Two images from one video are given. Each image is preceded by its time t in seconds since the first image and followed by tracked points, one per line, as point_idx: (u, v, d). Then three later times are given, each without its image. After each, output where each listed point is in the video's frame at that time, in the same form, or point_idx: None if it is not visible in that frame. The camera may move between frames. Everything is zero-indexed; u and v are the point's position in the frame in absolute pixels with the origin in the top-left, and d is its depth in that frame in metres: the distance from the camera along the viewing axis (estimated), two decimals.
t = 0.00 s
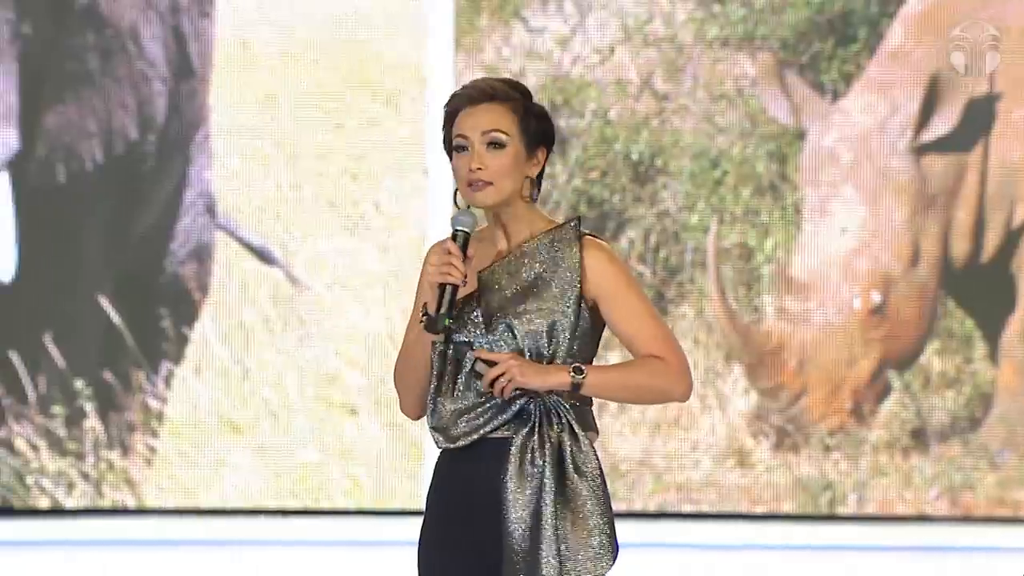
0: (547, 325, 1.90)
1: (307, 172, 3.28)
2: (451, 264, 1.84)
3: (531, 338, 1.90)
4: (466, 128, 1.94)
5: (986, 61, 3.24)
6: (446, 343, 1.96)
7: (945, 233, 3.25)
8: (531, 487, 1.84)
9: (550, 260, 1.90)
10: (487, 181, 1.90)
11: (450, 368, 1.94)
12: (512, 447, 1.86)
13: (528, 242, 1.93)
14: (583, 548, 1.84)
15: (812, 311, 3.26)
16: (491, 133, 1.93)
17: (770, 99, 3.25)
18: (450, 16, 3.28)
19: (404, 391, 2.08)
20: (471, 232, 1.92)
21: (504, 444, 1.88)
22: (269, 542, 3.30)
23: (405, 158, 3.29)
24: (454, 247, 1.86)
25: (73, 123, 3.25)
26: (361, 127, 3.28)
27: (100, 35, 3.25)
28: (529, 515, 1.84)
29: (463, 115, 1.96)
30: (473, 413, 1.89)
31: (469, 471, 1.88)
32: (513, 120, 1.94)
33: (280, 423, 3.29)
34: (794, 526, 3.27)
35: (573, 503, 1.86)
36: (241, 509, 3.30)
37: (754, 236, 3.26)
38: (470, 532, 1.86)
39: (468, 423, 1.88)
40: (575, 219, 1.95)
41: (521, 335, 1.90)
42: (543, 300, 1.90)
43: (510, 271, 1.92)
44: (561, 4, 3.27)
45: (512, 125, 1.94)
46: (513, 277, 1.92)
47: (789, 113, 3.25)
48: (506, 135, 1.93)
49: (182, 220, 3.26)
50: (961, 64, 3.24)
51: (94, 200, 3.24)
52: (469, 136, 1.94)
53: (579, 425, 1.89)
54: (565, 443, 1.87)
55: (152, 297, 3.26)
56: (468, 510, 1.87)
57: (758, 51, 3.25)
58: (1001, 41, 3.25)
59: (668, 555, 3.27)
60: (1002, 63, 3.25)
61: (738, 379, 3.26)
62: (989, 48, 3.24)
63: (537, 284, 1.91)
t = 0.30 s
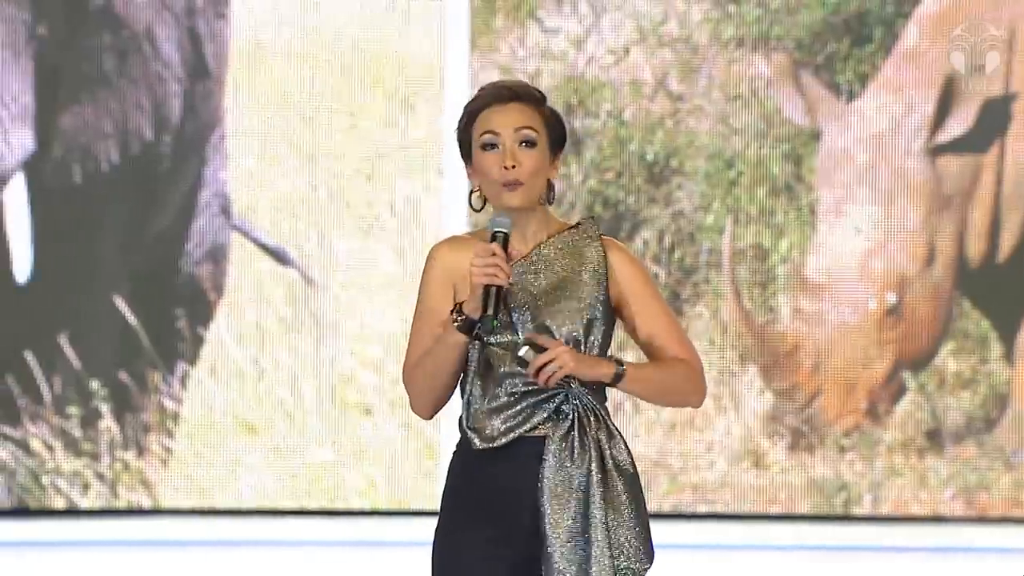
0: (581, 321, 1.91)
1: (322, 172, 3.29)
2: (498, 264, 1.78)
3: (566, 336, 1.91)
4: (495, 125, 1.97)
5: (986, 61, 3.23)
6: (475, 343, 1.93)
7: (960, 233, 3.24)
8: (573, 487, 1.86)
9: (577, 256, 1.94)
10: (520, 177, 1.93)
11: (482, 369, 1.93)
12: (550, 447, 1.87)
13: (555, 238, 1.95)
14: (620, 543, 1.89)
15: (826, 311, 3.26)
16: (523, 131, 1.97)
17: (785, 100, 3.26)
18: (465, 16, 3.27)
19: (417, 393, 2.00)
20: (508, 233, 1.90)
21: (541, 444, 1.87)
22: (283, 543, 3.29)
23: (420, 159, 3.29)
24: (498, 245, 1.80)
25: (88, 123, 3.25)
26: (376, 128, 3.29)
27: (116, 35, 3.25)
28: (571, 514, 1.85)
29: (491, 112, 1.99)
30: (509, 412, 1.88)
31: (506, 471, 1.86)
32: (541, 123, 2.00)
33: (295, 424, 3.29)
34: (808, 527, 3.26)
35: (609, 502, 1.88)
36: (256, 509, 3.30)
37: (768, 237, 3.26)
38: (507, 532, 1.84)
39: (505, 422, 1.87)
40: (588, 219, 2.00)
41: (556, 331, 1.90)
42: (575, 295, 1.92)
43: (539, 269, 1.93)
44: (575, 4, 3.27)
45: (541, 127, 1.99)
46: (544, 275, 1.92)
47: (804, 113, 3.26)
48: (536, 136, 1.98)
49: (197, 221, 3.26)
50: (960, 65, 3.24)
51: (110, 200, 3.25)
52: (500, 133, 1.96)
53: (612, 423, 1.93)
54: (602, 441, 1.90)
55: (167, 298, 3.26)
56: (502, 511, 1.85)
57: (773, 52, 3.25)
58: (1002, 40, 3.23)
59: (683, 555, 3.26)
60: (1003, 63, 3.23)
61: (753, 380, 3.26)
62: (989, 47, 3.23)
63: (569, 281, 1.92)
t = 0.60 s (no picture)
0: (598, 322, 1.93)
1: (316, 172, 3.28)
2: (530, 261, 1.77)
3: (584, 336, 1.91)
4: (516, 128, 1.96)
5: (986, 61, 3.24)
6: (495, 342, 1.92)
7: (954, 233, 3.25)
8: (590, 487, 1.85)
9: (592, 258, 1.96)
10: (541, 183, 1.93)
11: (499, 368, 1.91)
12: (570, 446, 1.86)
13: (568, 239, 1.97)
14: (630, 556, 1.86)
15: (820, 311, 3.26)
16: (545, 136, 1.96)
17: (780, 100, 3.25)
18: (459, 16, 3.27)
19: (427, 390, 1.91)
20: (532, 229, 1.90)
21: (561, 444, 1.87)
22: (278, 543, 3.29)
23: (414, 158, 3.28)
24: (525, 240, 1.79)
25: (82, 123, 3.25)
26: (370, 127, 3.28)
27: (109, 35, 3.25)
28: (585, 516, 1.84)
29: (512, 113, 1.97)
30: (528, 412, 1.87)
31: (524, 469, 1.85)
32: (562, 126, 1.99)
33: (289, 424, 3.29)
34: (803, 527, 3.27)
35: (625, 505, 1.86)
36: (251, 509, 3.30)
37: (762, 237, 3.26)
38: (519, 529, 1.83)
39: (524, 422, 1.87)
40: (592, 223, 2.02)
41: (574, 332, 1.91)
42: (591, 295, 1.93)
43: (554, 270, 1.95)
44: (569, 4, 3.26)
45: (562, 130, 1.99)
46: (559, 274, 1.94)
47: (798, 113, 3.25)
48: (557, 140, 1.97)
49: (190, 221, 3.26)
50: (960, 65, 3.24)
51: (104, 200, 3.25)
52: (522, 136, 1.95)
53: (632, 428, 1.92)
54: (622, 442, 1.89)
55: (161, 297, 3.26)
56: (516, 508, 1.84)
57: (767, 51, 3.25)
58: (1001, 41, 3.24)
59: (677, 555, 3.27)
60: (1002, 64, 3.24)
61: (747, 380, 3.26)
62: (988, 48, 3.24)
63: (585, 282, 1.94)
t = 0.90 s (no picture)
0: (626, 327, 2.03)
1: (293, 171, 3.28)
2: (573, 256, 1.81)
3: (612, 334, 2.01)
4: (542, 119, 2.08)
5: (986, 61, 3.25)
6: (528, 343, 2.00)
7: (930, 232, 3.25)
8: (616, 483, 1.94)
9: (619, 264, 2.07)
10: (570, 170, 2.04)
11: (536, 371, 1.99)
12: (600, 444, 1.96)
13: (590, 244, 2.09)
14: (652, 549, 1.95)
15: (796, 310, 3.26)
16: (568, 126, 2.09)
17: (755, 99, 3.25)
18: (436, 15, 3.28)
19: (456, 388, 1.95)
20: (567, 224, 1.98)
21: (591, 442, 1.96)
22: (255, 542, 3.29)
23: (390, 157, 3.28)
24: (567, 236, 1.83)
25: (59, 123, 3.25)
26: (346, 127, 3.28)
27: (85, 34, 3.25)
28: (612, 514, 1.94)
29: (535, 106, 2.10)
30: (562, 412, 1.96)
31: (557, 467, 1.94)
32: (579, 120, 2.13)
33: (266, 423, 3.29)
34: (780, 526, 3.26)
35: (649, 499, 1.96)
36: (228, 508, 3.30)
37: (739, 236, 3.26)
38: (549, 525, 1.93)
39: (559, 420, 1.95)
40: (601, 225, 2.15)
41: (605, 335, 2.01)
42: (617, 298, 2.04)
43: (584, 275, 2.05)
44: (545, 3, 3.27)
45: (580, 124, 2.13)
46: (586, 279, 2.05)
47: (774, 112, 3.26)
48: (578, 132, 2.10)
49: (167, 220, 3.26)
50: (961, 65, 3.24)
51: (81, 200, 3.25)
52: (548, 128, 2.07)
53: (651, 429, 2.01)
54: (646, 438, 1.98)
55: (138, 297, 3.25)
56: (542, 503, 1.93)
57: (743, 51, 3.25)
58: (1001, 41, 3.26)
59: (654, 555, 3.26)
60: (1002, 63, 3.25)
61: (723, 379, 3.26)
62: (989, 48, 3.25)
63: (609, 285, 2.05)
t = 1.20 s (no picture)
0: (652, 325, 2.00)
1: (254, 171, 3.27)
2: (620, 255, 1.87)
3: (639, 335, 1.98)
4: (588, 128, 2.01)
5: (986, 61, 3.25)
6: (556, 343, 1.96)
7: (892, 231, 3.25)
8: (646, 489, 1.90)
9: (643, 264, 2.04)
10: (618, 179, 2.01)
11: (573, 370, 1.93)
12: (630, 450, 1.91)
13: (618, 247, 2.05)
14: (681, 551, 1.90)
15: (758, 310, 3.26)
16: (613, 133, 2.04)
17: (718, 99, 3.26)
18: (398, 14, 3.27)
19: (483, 377, 1.90)
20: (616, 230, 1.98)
21: (622, 445, 1.92)
22: (216, 543, 3.29)
23: (352, 156, 3.28)
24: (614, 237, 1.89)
25: (19, 121, 3.23)
26: (308, 126, 3.28)
27: (46, 32, 3.24)
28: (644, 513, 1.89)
29: (581, 112, 2.03)
30: (598, 411, 1.90)
31: (590, 465, 1.90)
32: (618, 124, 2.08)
33: (228, 423, 3.28)
34: (742, 526, 3.26)
35: (678, 510, 1.91)
36: (190, 508, 3.29)
37: (701, 236, 3.27)
38: (580, 524, 1.88)
39: (595, 420, 1.89)
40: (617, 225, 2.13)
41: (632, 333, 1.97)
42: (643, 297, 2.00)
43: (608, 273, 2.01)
44: (507, 3, 3.26)
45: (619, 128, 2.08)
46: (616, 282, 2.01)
47: (736, 112, 3.26)
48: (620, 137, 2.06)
49: (128, 219, 3.25)
50: (961, 65, 3.25)
51: (42, 199, 3.24)
52: (597, 136, 2.01)
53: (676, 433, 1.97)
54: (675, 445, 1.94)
55: (100, 296, 3.25)
56: (570, 508, 1.88)
57: (705, 50, 3.26)
58: (1002, 40, 3.25)
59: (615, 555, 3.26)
60: (1003, 63, 3.25)
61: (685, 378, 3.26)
62: (988, 48, 3.25)
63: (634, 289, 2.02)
